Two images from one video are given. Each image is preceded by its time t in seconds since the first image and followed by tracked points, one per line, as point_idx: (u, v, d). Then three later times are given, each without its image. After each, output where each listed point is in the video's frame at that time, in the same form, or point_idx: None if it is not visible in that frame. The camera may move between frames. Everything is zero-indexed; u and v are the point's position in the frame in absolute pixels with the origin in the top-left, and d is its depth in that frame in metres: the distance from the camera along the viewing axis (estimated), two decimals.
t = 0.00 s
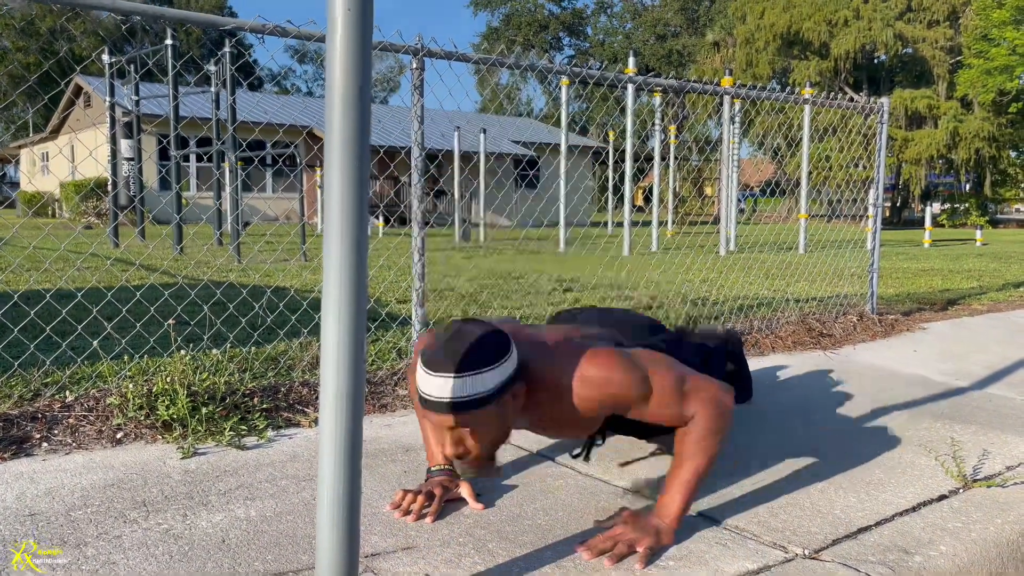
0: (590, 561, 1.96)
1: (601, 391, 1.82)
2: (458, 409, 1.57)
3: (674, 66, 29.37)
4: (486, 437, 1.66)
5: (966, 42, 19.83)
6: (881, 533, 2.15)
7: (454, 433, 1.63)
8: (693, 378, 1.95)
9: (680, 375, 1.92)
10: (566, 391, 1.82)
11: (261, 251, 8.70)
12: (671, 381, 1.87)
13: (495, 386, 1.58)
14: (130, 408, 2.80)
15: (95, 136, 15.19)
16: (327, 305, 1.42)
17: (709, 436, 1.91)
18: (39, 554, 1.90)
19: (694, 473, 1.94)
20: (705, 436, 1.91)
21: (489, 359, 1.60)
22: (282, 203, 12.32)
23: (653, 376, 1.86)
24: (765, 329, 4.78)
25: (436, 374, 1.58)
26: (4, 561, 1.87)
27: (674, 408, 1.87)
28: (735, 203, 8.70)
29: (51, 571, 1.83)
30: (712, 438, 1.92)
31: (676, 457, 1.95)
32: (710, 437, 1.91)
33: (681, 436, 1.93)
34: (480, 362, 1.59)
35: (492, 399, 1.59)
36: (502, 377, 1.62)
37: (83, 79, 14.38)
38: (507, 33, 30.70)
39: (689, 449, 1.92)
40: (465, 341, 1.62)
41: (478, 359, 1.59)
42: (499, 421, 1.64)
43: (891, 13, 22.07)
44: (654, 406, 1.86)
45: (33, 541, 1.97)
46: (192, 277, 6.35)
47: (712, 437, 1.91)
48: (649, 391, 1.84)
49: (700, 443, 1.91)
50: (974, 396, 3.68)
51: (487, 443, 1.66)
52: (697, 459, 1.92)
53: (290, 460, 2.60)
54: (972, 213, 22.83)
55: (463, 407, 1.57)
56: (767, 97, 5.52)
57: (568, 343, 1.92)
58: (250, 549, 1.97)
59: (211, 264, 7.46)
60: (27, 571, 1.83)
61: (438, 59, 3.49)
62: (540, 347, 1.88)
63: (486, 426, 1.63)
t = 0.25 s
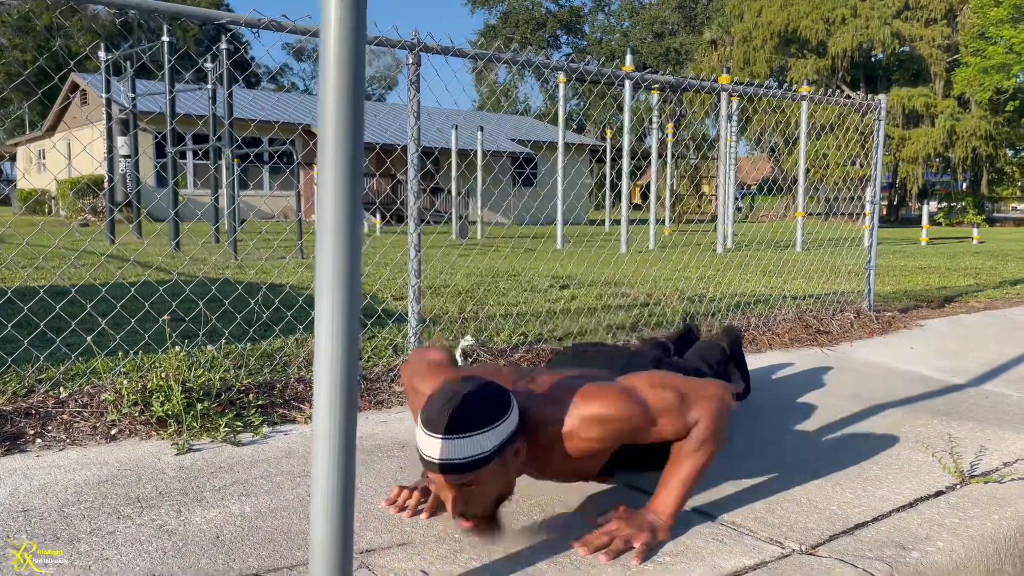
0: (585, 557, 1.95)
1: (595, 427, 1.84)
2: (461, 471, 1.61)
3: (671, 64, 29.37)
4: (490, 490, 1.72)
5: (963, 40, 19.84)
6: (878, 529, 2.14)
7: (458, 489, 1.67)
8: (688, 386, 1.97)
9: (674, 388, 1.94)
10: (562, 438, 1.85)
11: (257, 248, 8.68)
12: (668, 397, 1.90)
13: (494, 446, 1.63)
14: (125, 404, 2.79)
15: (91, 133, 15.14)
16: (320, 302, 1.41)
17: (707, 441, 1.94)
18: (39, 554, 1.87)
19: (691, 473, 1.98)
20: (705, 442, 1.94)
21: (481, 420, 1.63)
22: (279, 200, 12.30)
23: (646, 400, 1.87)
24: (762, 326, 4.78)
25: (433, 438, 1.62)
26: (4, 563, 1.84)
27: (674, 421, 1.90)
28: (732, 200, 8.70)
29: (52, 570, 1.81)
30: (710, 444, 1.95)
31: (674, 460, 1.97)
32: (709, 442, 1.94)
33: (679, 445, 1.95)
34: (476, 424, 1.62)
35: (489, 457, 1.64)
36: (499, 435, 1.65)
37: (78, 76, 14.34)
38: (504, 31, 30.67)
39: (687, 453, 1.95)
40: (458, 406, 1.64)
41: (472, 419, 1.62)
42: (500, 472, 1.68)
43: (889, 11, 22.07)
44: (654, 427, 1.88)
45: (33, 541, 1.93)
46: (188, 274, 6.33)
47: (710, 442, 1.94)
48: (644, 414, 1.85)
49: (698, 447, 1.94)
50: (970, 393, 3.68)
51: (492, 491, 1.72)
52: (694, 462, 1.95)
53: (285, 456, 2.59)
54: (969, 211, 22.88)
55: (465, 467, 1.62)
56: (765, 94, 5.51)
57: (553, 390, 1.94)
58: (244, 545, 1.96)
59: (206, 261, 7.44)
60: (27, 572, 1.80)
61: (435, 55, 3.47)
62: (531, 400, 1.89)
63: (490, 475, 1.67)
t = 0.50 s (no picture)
0: (580, 558, 1.94)
1: (617, 303, 1.93)
2: (484, 290, 1.71)
3: (669, 62, 29.33)
4: (510, 324, 1.79)
5: (960, 39, 19.85)
6: (874, 530, 2.13)
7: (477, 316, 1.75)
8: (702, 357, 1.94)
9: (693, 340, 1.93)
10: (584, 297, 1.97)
11: (253, 247, 8.66)
12: (683, 340, 1.90)
13: (525, 266, 1.74)
14: (119, 404, 2.77)
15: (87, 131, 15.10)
16: (313, 304, 1.40)
17: (703, 433, 1.89)
18: (40, 554, 1.87)
19: (683, 467, 1.90)
20: (706, 418, 1.88)
21: (513, 244, 1.75)
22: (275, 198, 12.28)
23: (670, 317, 1.91)
24: (759, 325, 4.78)
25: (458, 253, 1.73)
26: (3, 563, 1.83)
27: (677, 370, 1.89)
28: (729, 199, 8.70)
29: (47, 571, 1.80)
30: (710, 422, 1.89)
31: (670, 445, 1.91)
32: (706, 424, 1.88)
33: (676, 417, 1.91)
34: (506, 246, 1.74)
35: (515, 280, 1.74)
36: (524, 263, 1.76)
37: (74, 74, 14.30)
38: (501, 29, 30.62)
39: (682, 429, 1.89)
40: (494, 228, 1.77)
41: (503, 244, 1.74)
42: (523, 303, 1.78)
43: (886, 10, 22.06)
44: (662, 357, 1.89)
45: (34, 541, 1.93)
46: (183, 273, 6.31)
47: (706, 422, 1.88)
48: (663, 331, 1.88)
49: (694, 423, 1.88)
50: (967, 393, 3.67)
51: (509, 330, 1.80)
52: (688, 452, 1.88)
53: (280, 457, 2.58)
54: (965, 210, 22.91)
55: (488, 288, 1.71)
56: (762, 93, 5.49)
57: (592, 260, 2.07)
58: (237, 546, 1.94)
59: (202, 259, 7.42)
60: (26, 572, 1.79)
61: (430, 53, 3.46)
62: (568, 266, 2.04)
63: (513, 306, 1.77)
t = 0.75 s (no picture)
0: (575, 561, 1.94)
1: (635, 245, 1.86)
2: (515, 173, 1.70)
3: (666, 63, 29.33)
4: (539, 212, 1.79)
5: (957, 41, 19.88)
6: (868, 532, 2.14)
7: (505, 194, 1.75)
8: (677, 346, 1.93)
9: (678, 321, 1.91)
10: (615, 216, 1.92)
11: (250, 248, 8.65)
12: (670, 317, 1.87)
13: (552, 159, 1.70)
14: (113, 406, 2.77)
15: (83, 131, 15.08)
16: (307, 306, 1.40)
17: (670, 427, 1.91)
18: (40, 554, 1.88)
19: (656, 459, 1.93)
20: (663, 404, 1.89)
21: (553, 132, 1.72)
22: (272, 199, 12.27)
23: (667, 289, 1.86)
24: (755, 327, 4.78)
25: (502, 138, 1.71)
26: (2, 564, 1.84)
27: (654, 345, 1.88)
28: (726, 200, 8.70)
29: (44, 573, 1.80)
30: (672, 412, 1.90)
31: (641, 429, 1.93)
32: (667, 413, 1.89)
33: (643, 395, 1.92)
34: (544, 135, 1.71)
35: (545, 169, 1.71)
36: (559, 154, 1.72)
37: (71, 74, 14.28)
38: (499, 30, 30.63)
39: (651, 418, 1.91)
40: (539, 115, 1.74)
41: (544, 133, 1.71)
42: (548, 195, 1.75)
43: (882, 12, 22.10)
44: (643, 323, 1.87)
45: (35, 542, 1.94)
46: (179, 273, 6.30)
47: (669, 413, 1.89)
48: (656, 297, 1.85)
49: (657, 407, 1.89)
50: (963, 395, 3.68)
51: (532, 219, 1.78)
52: (661, 441, 1.91)
53: (275, 459, 2.58)
54: (962, 211, 22.94)
55: (513, 173, 1.70)
56: (758, 95, 5.49)
57: (639, 185, 2.00)
58: (231, 549, 1.94)
59: (198, 260, 7.41)
60: (26, 573, 1.80)
61: (427, 55, 3.46)
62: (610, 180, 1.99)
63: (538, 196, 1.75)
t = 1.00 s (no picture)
0: (571, 562, 1.94)
1: (647, 248, 1.87)
2: (546, 167, 1.68)
3: (664, 64, 29.33)
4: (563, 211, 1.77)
5: (954, 42, 19.92)
6: (865, 533, 2.14)
7: (533, 188, 1.73)
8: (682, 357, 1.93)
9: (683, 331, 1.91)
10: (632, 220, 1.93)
11: (247, 248, 8.65)
12: (676, 326, 1.88)
13: (580, 157, 1.68)
14: (110, 407, 2.77)
15: (81, 132, 15.06)
16: (303, 308, 1.40)
17: (672, 432, 1.92)
18: (40, 554, 1.88)
19: (657, 465, 1.94)
20: (663, 412, 1.90)
21: (586, 131, 1.70)
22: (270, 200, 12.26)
23: (676, 295, 1.87)
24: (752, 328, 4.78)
25: (536, 130, 1.71)
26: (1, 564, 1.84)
27: (659, 352, 1.88)
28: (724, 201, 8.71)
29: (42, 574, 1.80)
30: (673, 420, 1.91)
31: (644, 432, 1.94)
32: (668, 419, 1.91)
33: (646, 399, 1.92)
34: (576, 131, 1.70)
35: (575, 167, 1.69)
36: (590, 154, 1.70)
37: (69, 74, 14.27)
38: (497, 30, 30.65)
39: (653, 423, 1.92)
40: (573, 113, 1.74)
41: (577, 131, 1.70)
42: (575, 193, 1.73)
43: (880, 13, 22.12)
44: (648, 328, 1.87)
45: (34, 542, 1.94)
46: (177, 274, 6.30)
47: (671, 418, 1.90)
48: (665, 305, 1.86)
49: (659, 411, 1.90)
50: (959, 396, 3.68)
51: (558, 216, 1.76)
52: (664, 447, 1.92)
53: (272, 460, 2.58)
54: (959, 213, 22.96)
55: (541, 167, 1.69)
56: (756, 96, 5.50)
57: (657, 193, 2.02)
58: (227, 550, 1.94)
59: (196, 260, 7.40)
60: (26, 572, 1.80)
61: (424, 56, 3.46)
62: (632, 186, 2.01)
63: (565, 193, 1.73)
